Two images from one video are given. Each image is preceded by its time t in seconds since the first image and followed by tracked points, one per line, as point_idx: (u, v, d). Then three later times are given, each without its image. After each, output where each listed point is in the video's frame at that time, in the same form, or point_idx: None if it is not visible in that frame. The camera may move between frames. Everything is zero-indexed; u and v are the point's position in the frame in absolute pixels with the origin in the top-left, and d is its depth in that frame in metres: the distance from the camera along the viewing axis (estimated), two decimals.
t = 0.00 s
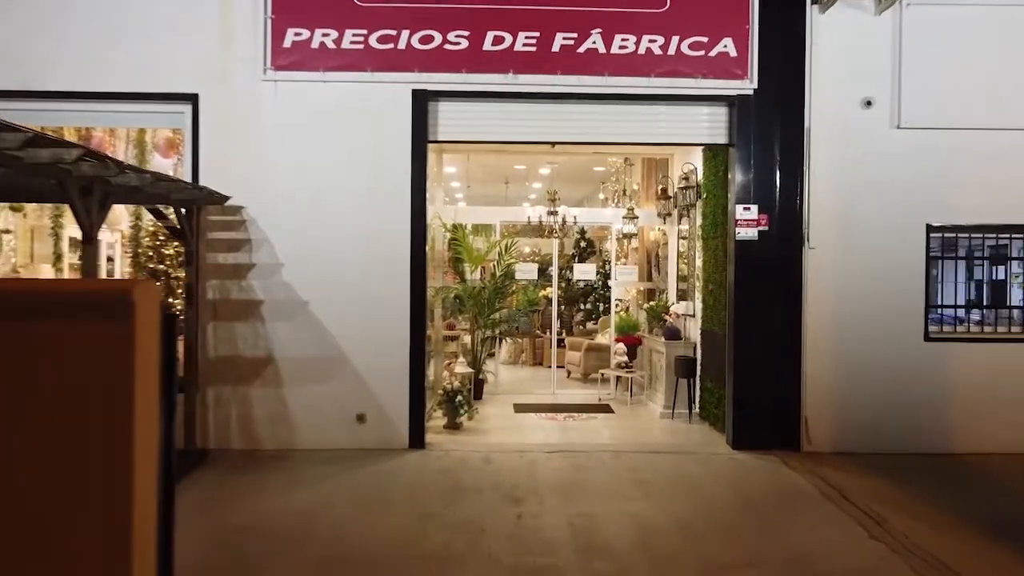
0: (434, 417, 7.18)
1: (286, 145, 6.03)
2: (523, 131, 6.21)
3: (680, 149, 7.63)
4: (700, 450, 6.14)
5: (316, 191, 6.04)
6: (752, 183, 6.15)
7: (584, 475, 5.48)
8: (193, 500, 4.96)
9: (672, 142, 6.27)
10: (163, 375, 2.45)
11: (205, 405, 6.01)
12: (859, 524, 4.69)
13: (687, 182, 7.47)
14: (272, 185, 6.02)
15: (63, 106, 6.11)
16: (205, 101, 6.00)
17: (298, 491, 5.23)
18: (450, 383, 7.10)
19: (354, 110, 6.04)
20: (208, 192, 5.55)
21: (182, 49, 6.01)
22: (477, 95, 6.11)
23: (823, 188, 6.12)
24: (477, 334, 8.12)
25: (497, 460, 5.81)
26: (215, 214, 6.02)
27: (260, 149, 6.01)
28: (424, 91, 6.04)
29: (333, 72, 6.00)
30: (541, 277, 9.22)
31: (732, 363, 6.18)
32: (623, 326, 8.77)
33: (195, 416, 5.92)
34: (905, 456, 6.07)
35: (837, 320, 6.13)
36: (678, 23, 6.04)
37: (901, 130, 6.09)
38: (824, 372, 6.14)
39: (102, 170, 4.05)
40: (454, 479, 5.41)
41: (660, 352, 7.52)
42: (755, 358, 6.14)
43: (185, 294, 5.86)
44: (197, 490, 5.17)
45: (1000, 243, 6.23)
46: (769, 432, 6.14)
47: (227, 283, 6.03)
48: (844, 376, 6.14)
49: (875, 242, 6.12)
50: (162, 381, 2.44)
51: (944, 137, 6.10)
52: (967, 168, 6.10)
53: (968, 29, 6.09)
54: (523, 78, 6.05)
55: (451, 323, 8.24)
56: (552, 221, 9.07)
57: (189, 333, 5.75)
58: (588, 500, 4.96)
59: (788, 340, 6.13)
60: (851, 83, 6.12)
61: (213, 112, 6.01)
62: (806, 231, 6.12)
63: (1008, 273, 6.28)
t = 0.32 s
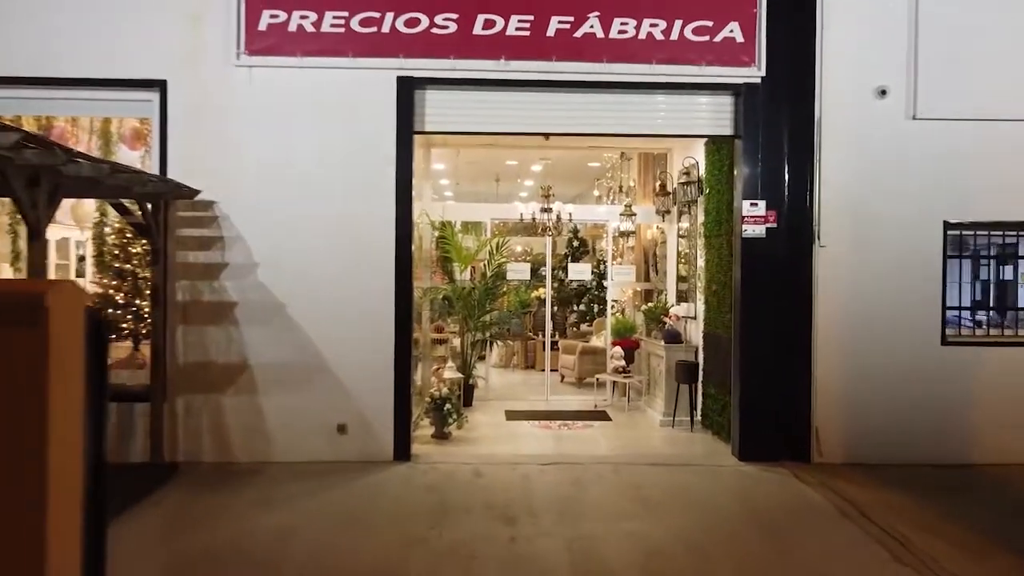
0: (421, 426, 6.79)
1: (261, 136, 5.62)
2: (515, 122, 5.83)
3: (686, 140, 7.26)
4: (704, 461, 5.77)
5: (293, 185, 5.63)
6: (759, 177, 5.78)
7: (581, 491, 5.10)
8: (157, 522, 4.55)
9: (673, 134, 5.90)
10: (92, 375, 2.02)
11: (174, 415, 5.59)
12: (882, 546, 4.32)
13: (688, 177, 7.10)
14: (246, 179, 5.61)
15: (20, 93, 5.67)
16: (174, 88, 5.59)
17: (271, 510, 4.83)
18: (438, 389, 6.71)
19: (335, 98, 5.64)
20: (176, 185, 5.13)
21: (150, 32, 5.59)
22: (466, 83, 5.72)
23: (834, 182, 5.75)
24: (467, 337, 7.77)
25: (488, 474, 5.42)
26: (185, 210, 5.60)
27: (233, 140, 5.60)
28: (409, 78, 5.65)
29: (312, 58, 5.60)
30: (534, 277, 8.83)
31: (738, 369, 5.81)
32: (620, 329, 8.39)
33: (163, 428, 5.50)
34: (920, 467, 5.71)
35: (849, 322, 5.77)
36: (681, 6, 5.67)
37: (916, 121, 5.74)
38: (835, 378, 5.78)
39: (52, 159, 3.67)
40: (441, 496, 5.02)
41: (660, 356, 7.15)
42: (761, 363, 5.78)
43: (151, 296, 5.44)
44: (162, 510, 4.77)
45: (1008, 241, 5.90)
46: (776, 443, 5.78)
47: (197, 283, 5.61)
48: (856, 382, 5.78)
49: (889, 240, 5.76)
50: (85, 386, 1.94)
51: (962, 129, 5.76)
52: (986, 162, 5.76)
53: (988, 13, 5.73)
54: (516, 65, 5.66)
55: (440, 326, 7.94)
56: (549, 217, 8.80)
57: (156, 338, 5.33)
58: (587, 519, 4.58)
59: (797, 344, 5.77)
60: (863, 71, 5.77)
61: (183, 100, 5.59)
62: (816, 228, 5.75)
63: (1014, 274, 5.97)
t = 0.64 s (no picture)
0: (406, 437, 6.37)
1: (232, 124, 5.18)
2: (506, 111, 5.43)
3: (686, 132, 6.88)
4: (709, 475, 5.38)
5: (266, 178, 5.20)
6: (768, 170, 5.39)
7: (578, 509, 4.70)
8: (112, 546, 4.12)
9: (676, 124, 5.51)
10: None
11: (136, 427, 5.15)
12: (907, 569, 3.95)
13: (691, 171, 6.66)
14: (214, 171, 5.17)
15: None
16: (136, 73, 5.14)
17: (238, 531, 4.40)
18: (424, 397, 6.28)
19: (311, 84, 5.21)
20: (136, 177, 4.69)
21: (109, 10, 5.13)
22: (453, 68, 5.30)
23: (848, 176, 5.37)
24: (454, 341, 7.36)
25: (477, 491, 5.01)
26: (148, 205, 5.15)
27: (200, 129, 5.16)
28: (391, 63, 5.23)
29: (286, 40, 5.17)
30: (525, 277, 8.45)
31: (745, 376, 5.42)
32: (615, 332, 7.98)
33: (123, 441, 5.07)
34: (940, 481, 5.34)
35: (863, 326, 5.39)
36: None
37: (934, 111, 5.37)
38: (848, 386, 5.40)
39: None
40: (426, 515, 4.60)
41: (660, 362, 6.74)
42: (770, 370, 5.39)
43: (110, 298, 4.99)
44: (119, 533, 4.34)
45: None
46: (786, 455, 5.39)
47: (161, 284, 5.16)
48: (871, 390, 5.40)
49: (906, 238, 5.38)
50: None
51: (983, 120, 5.39)
52: (1009, 154, 5.39)
53: None
54: (507, 49, 5.25)
55: (427, 329, 7.47)
56: (540, 214, 8.23)
57: (115, 345, 4.89)
58: (585, 543, 4.19)
59: (808, 349, 5.39)
60: (878, 57, 5.39)
61: (146, 86, 5.14)
62: (828, 225, 5.37)
63: None
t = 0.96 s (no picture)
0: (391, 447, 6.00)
1: (199, 110, 4.77)
2: (498, 98, 5.05)
3: (687, 124, 6.59)
4: (716, 489, 5.01)
5: (237, 169, 4.79)
6: (779, 161, 5.02)
7: (576, 527, 4.32)
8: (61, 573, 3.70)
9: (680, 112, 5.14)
10: None
11: (94, 439, 4.74)
12: None
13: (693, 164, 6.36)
14: (182, 162, 4.76)
15: None
16: (94, 54, 4.72)
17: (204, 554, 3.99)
18: (410, 405, 5.87)
19: (286, 67, 4.81)
20: (93, 166, 4.28)
21: None
22: (441, 50, 4.91)
23: (864, 168, 5.01)
24: (442, 344, 6.96)
25: (467, 507, 4.61)
26: (109, 198, 4.73)
27: (166, 115, 4.76)
28: (373, 44, 4.83)
29: (259, 19, 4.76)
30: (517, 276, 8.04)
31: (754, 382, 5.05)
32: (613, 335, 7.82)
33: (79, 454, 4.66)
34: (963, 494, 4.98)
35: (880, 329, 5.03)
36: None
37: (956, 98, 5.01)
38: (864, 393, 5.04)
39: None
40: (411, 535, 4.22)
41: (659, 368, 6.45)
42: (781, 375, 5.02)
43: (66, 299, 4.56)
44: (69, 556, 3.91)
45: None
46: (798, 466, 5.03)
47: (122, 283, 4.75)
48: (888, 397, 5.04)
49: (925, 234, 5.03)
50: None
51: (1007, 108, 5.04)
52: None
53: None
54: (499, 30, 4.86)
55: (413, 330, 7.10)
56: (535, 210, 7.85)
57: (69, 350, 4.46)
58: (587, 566, 3.81)
59: (821, 353, 5.02)
60: (897, 40, 5.02)
61: (105, 68, 4.73)
62: (843, 220, 5.01)
63: None
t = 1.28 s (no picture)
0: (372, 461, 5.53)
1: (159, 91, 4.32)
2: (490, 79, 4.62)
3: (691, 111, 6.21)
4: (728, 506, 4.59)
5: (202, 156, 4.34)
6: (796, 149, 4.61)
7: (578, 551, 3.89)
8: None
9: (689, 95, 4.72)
10: None
11: (41, 455, 4.27)
12: None
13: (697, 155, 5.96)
14: (141, 148, 4.31)
15: None
16: (42, 27, 4.24)
17: None
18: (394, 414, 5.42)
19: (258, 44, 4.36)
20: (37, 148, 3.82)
21: None
22: (428, 26, 4.47)
23: (888, 157, 4.61)
24: (430, 347, 6.55)
25: (456, 529, 4.18)
26: (58, 188, 4.27)
27: (122, 96, 4.30)
28: (353, 19, 4.38)
29: None
30: (508, 275, 7.60)
31: (769, 390, 4.64)
32: (609, 336, 7.42)
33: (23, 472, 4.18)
34: (996, 512, 4.57)
35: (905, 332, 4.63)
36: None
37: (987, 82, 4.62)
38: (887, 401, 4.63)
39: None
40: (394, 562, 3.78)
41: (659, 372, 6.09)
42: (798, 382, 4.61)
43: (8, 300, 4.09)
44: None
45: None
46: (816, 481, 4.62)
47: (72, 282, 4.28)
48: (913, 405, 4.64)
49: (954, 229, 4.63)
50: None
51: None
52: None
53: None
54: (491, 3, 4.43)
55: (398, 333, 6.60)
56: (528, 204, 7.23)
57: (11, 356, 4.00)
58: None
59: (841, 358, 4.62)
60: (924, 19, 4.62)
61: (55, 42, 4.25)
62: (865, 213, 4.61)
63: None
